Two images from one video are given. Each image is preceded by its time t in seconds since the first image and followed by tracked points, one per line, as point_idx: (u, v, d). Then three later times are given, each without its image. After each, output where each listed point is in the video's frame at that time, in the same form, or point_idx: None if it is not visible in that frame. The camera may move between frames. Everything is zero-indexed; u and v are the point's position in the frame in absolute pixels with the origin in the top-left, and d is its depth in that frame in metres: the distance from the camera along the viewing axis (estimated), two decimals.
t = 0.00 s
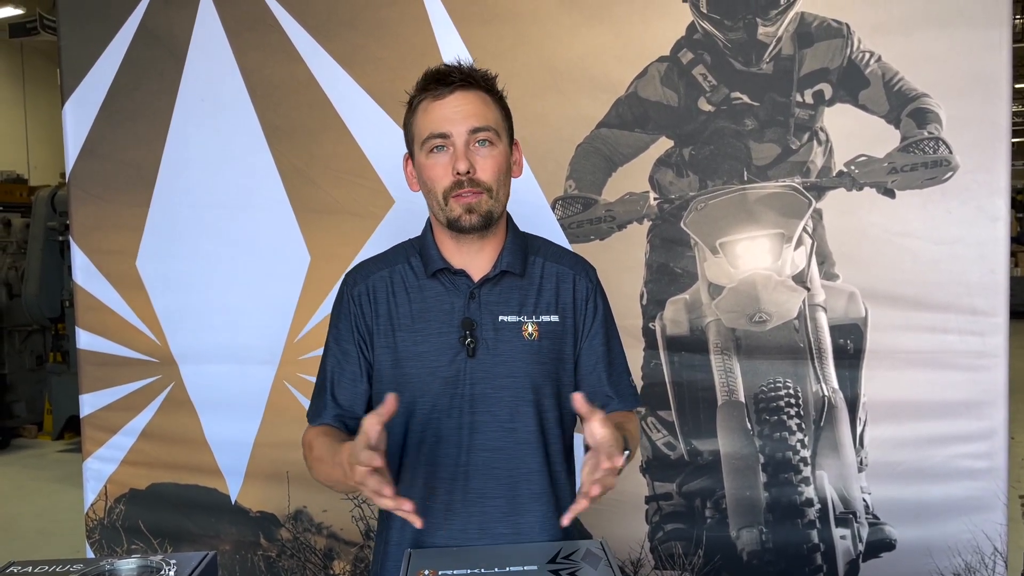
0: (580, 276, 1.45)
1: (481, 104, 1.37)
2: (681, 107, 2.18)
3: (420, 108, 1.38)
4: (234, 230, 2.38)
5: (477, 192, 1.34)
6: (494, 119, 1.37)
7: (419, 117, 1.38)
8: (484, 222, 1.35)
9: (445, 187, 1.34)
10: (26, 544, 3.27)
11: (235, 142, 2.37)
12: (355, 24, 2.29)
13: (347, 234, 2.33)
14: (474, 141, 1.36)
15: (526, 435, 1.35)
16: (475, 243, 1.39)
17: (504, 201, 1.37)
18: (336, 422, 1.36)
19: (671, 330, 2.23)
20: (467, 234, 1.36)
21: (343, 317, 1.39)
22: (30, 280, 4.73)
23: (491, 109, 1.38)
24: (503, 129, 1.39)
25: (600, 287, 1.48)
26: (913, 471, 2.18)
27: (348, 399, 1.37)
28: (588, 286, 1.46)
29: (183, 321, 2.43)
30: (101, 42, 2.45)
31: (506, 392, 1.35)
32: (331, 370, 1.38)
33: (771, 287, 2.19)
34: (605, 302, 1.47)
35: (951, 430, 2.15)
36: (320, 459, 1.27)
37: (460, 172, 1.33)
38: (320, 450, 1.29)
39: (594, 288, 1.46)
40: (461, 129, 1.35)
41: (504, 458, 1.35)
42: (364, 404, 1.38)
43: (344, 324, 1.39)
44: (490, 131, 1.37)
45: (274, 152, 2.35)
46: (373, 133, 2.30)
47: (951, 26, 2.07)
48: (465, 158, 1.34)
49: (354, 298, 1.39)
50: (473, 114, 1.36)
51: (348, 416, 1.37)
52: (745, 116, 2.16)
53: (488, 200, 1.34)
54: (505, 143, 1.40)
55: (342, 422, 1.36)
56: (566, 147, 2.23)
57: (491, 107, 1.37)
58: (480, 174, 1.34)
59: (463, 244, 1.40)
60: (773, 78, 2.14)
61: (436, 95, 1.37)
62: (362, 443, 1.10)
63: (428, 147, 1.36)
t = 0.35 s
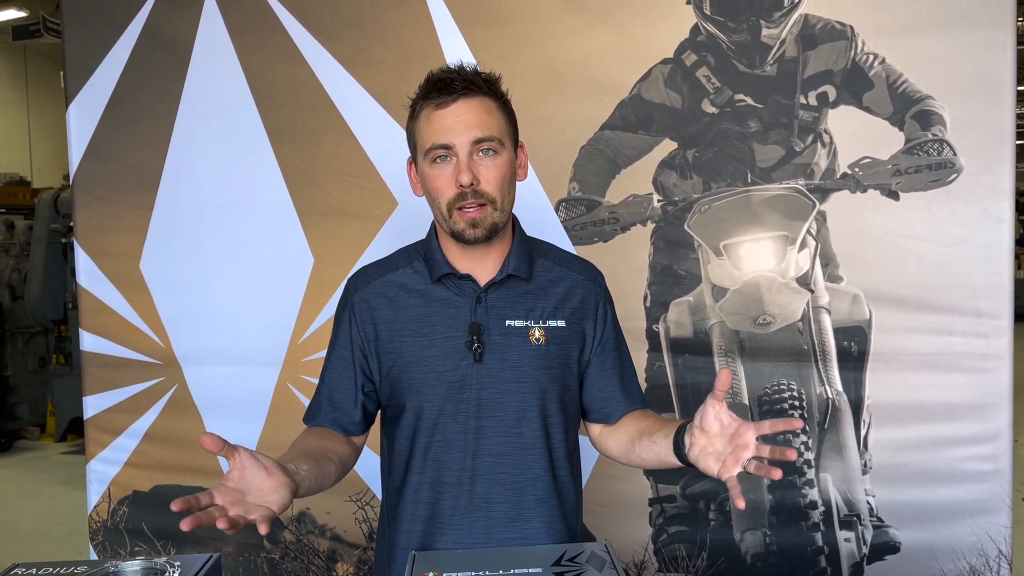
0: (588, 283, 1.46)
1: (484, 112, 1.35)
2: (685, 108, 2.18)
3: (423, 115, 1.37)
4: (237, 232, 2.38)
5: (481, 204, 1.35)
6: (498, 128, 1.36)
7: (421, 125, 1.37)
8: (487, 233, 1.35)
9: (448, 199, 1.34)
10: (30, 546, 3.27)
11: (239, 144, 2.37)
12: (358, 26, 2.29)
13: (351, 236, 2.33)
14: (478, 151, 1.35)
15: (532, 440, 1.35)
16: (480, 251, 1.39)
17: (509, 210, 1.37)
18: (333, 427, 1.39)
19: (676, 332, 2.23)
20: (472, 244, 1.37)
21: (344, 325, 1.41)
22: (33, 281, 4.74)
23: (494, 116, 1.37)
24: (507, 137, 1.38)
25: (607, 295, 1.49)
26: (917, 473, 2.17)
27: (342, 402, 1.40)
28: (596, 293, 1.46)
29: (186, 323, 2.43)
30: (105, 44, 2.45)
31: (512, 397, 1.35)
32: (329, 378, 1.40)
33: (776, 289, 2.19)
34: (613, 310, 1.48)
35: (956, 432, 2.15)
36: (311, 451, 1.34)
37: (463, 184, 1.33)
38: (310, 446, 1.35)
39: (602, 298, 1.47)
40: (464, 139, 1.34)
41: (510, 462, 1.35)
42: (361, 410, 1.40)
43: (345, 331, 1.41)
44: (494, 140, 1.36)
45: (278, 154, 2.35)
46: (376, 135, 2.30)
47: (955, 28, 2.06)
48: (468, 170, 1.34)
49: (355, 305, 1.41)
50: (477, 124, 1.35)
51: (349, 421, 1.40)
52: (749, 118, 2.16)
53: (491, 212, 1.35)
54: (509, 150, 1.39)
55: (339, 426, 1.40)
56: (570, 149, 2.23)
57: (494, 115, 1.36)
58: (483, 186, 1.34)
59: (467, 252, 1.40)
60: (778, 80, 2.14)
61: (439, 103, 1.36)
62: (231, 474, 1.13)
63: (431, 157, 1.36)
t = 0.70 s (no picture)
0: (593, 285, 1.45)
1: (489, 110, 1.35)
2: (689, 109, 2.17)
3: (428, 113, 1.37)
4: (241, 232, 2.38)
5: (484, 202, 1.33)
6: (503, 126, 1.36)
7: (426, 122, 1.37)
8: (490, 231, 1.34)
9: (452, 196, 1.33)
10: (32, 547, 3.27)
11: (242, 144, 2.37)
12: (362, 27, 2.29)
13: (354, 237, 2.33)
14: (483, 149, 1.35)
15: (536, 443, 1.35)
16: (482, 250, 1.39)
17: (512, 208, 1.37)
18: (339, 429, 1.38)
19: (679, 333, 2.22)
20: (475, 243, 1.36)
21: (348, 327, 1.40)
22: (36, 282, 4.74)
23: (499, 115, 1.36)
24: (512, 136, 1.38)
25: (612, 296, 1.48)
26: (921, 475, 2.17)
27: (349, 405, 1.39)
28: (600, 295, 1.45)
29: (189, 324, 2.43)
30: (109, 45, 2.45)
31: (516, 400, 1.35)
32: (335, 381, 1.39)
33: (780, 290, 2.18)
34: (617, 311, 1.47)
35: (961, 433, 2.14)
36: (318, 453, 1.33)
37: (467, 181, 1.32)
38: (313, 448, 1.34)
39: (607, 299, 1.46)
40: (468, 136, 1.34)
41: (516, 466, 1.35)
42: (366, 412, 1.40)
43: (350, 333, 1.40)
44: (499, 138, 1.36)
45: (281, 155, 2.35)
46: (379, 136, 2.30)
47: (960, 28, 2.06)
48: (472, 167, 1.33)
49: (360, 307, 1.40)
50: (481, 121, 1.34)
51: (354, 424, 1.40)
52: (753, 119, 2.16)
53: (494, 210, 1.34)
54: (514, 149, 1.38)
55: (345, 429, 1.39)
56: (573, 150, 2.22)
57: (499, 113, 1.36)
58: (487, 183, 1.33)
59: (471, 251, 1.39)
60: (782, 80, 2.14)
61: (444, 100, 1.36)
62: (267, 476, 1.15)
63: (435, 155, 1.36)
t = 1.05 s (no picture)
0: (595, 284, 1.45)
1: (499, 111, 1.34)
2: (692, 109, 2.17)
3: (436, 111, 1.36)
4: (242, 232, 2.37)
5: (492, 204, 1.33)
6: (513, 127, 1.35)
7: (435, 121, 1.36)
8: (497, 233, 1.34)
9: (459, 197, 1.33)
10: (33, 546, 3.27)
11: (243, 144, 2.36)
12: (364, 26, 2.28)
13: (356, 237, 2.32)
14: (491, 150, 1.34)
15: (538, 443, 1.34)
16: (486, 250, 1.38)
17: (519, 210, 1.36)
18: (341, 430, 1.37)
19: (682, 333, 2.22)
20: (480, 244, 1.36)
21: (349, 327, 1.39)
22: (37, 282, 4.74)
23: (509, 115, 1.35)
24: (520, 137, 1.37)
25: (614, 295, 1.47)
26: (925, 476, 2.16)
27: (351, 405, 1.38)
28: (603, 295, 1.45)
29: (190, 324, 2.42)
30: (110, 44, 2.45)
31: (518, 400, 1.34)
32: (336, 381, 1.39)
33: (783, 291, 2.17)
34: (619, 310, 1.47)
35: (965, 434, 2.13)
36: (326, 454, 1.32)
37: (476, 183, 1.32)
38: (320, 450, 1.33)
39: (609, 298, 1.45)
40: (478, 137, 1.33)
41: (519, 466, 1.34)
42: (368, 413, 1.39)
43: (351, 333, 1.39)
44: (508, 140, 1.35)
45: (282, 155, 2.34)
46: (381, 136, 2.29)
47: (964, 28, 2.05)
48: (481, 168, 1.32)
49: (361, 307, 1.39)
50: (492, 122, 1.33)
51: (355, 426, 1.38)
52: (756, 118, 2.15)
53: (502, 211, 1.33)
54: (522, 151, 1.38)
55: (348, 430, 1.38)
56: (575, 149, 2.22)
57: (509, 114, 1.35)
58: (495, 185, 1.33)
59: (474, 251, 1.39)
60: (785, 80, 2.13)
61: (454, 99, 1.35)
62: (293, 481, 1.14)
63: (444, 154, 1.35)
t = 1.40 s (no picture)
0: (598, 283, 1.44)
1: (508, 123, 1.31)
2: (695, 108, 2.16)
3: (446, 117, 1.33)
4: (243, 231, 2.36)
5: (492, 218, 1.32)
6: (521, 141, 1.32)
7: (443, 126, 1.33)
8: (494, 246, 1.33)
9: (460, 208, 1.32)
10: (33, 546, 3.26)
11: (245, 143, 2.35)
12: (365, 25, 2.27)
13: (357, 236, 2.31)
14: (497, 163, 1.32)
15: (542, 443, 1.33)
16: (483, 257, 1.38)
17: (520, 222, 1.35)
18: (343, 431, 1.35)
19: (684, 333, 2.21)
20: (477, 253, 1.36)
21: (351, 326, 1.37)
22: (37, 282, 4.73)
23: (518, 128, 1.33)
24: (529, 149, 1.35)
25: (618, 295, 1.46)
26: (928, 477, 2.15)
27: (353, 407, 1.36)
28: (606, 294, 1.44)
29: (191, 324, 2.41)
30: (111, 43, 2.44)
31: (522, 400, 1.33)
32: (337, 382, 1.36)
33: (786, 291, 2.16)
34: (623, 309, 1.46)
35: (969, 435, 2.12)
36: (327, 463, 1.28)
37: (478, 198, 1.30)
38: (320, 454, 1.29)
39: (612, 297, 1.44)
40: (485, 151, 1.30)
41: (523, 466, 1.33)
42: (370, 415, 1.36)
43: (352, 332, 1.37)
44: (515, 154, 1.32)
45: (284, 154, 2.33)
46: (383, 135, 2.29)
47: (969, 28, 2.04)
48: (484, 184, 1.30)
49: (362, 306, 1.38)
50: (500, 136, 1.30)
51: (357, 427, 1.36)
52: (759, 118, 2.14)
53: (501, 226, 1.33)
54: (529, 162, 1.35)
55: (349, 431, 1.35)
56: (578, 149, 2.21)
57: (519, 127, 1.32)
58: (497, 200, 1.31)
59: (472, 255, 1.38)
60: (788, 79, 2.12)
61: (465, 108, 1.31)
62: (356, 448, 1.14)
63: (448, 163, 1.33)
